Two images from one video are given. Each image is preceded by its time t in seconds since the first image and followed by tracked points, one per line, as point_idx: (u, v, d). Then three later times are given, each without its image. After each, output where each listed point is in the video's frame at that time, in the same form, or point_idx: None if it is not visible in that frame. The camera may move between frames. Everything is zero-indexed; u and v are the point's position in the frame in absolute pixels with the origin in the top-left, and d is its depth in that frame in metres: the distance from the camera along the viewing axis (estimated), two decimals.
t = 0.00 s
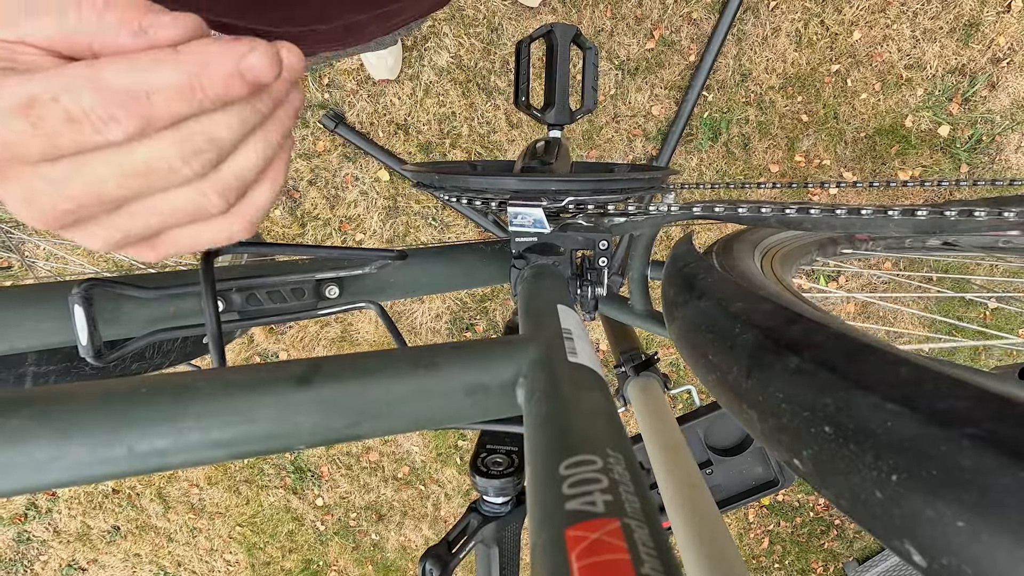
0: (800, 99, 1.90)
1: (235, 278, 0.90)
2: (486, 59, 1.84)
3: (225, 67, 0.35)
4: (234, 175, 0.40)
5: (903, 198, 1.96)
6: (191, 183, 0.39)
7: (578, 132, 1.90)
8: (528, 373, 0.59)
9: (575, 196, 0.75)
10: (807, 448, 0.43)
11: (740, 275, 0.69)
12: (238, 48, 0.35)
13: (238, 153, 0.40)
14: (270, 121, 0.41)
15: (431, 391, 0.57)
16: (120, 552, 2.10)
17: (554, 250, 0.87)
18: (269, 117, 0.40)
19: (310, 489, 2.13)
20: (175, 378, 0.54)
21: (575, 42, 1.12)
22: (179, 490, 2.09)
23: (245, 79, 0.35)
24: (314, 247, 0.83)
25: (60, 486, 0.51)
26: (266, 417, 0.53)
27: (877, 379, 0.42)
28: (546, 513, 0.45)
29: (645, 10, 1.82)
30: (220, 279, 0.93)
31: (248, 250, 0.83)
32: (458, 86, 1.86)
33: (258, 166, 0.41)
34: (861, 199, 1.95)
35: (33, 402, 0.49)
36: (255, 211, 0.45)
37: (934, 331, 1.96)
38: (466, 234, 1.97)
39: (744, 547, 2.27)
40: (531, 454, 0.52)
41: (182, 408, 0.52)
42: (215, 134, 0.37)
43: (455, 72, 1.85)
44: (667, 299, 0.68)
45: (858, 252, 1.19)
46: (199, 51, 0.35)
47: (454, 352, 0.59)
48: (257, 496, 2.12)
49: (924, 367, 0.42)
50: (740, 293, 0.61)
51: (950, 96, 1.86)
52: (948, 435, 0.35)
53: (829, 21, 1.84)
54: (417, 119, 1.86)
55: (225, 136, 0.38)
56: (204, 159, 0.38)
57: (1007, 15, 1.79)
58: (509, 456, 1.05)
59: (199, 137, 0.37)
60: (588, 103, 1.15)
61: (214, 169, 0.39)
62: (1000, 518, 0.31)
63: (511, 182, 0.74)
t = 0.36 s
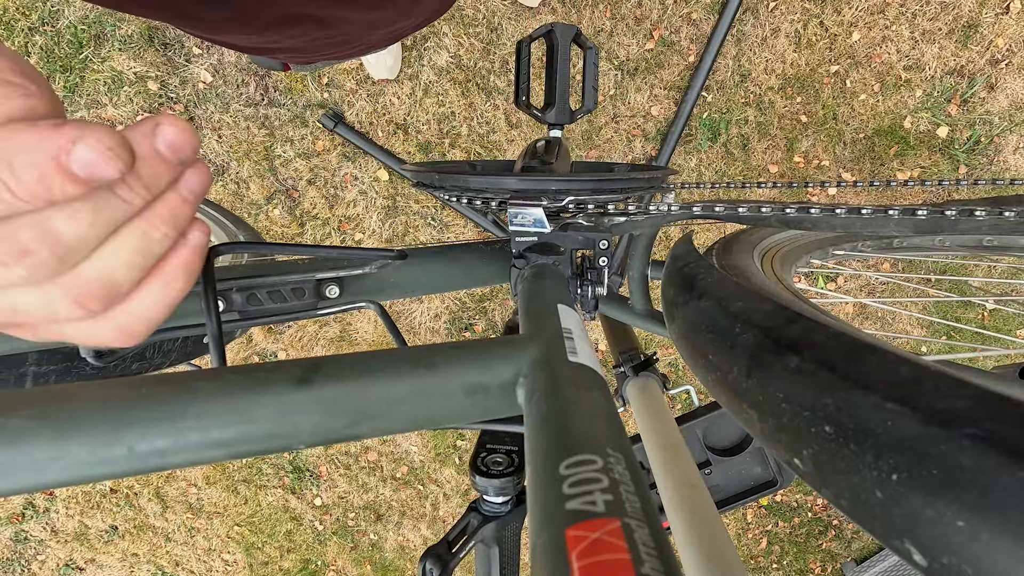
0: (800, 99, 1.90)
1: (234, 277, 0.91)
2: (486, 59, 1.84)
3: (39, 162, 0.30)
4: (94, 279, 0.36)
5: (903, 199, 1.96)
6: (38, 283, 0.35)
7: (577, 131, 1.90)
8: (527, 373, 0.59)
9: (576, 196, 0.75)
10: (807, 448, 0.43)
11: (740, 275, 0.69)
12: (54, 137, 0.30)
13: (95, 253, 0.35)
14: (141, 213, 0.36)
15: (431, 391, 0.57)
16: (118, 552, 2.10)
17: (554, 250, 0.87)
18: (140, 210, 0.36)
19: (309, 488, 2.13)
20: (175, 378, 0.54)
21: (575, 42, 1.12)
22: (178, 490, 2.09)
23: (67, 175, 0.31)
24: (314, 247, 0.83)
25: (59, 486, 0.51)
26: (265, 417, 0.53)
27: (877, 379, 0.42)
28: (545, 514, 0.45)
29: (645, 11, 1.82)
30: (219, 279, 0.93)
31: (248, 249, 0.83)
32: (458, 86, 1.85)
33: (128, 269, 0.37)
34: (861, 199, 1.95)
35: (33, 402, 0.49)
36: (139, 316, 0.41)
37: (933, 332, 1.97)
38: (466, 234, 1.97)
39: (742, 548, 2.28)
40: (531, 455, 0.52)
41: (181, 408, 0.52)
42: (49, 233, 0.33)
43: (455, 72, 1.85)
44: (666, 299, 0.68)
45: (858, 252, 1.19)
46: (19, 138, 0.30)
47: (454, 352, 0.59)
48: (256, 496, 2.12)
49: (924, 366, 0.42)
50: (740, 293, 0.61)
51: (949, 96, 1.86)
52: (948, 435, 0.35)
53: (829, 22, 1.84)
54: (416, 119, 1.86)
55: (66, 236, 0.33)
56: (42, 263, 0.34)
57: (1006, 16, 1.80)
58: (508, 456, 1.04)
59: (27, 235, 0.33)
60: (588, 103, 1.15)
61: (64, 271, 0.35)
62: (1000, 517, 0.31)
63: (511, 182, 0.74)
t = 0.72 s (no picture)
0: (800, 99, 1.90)
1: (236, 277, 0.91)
2: (486, 60, 1.84)
3: None
4: (57, 275, 0.35)
5: (903, 198, 1.96)
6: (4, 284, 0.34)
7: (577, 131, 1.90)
8: (527, 374, 0.59)
9: (576, 196, 0.75)
10: (807, 448, 0.43)
11: (741, 275, 0.69)
12: None
13: (53, 248, 0.34)
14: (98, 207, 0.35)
15: (432, 391, 0.57)
16: (119, 553, 2.10)
17: (554, 250, 0.87)
18: (98, 201, 0.35)
19: (310, 489, 2.13)
20: (175, 378, 0.54)
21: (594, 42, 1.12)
22: (179, 490, 2.09)
23: (11, 175, 0.31)
24: (314, 247, 0.83)
25: (59, 486, 0.51)
26: (266, 417, 0.53)
27: (877, 379, 0.42)
28: (545, 514, 0.45)
29: (645, 11, 1.82)
30: (220, 279, 0.93)
31: (249, 250, 0.83)
32: (458, 86, 1.85)
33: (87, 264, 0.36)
34: (861, 199, 1.95)
35: (33, 402, 0.49)
36: (111, 310, 0.39)
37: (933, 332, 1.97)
38: (466, 234, 1.97)
39: (743, 548, 2.27)
40: (531, 455, 0.52)
41: (181, 409, 0.52)
42: (5, 230, 0.32)
43: (455, 72, 1.85)
44: (667, 299, 0.68)
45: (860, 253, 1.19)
46: None
47: (454, 352, 0.59)
48: (257, 497, 2.12)
49: (924, 367, 0.42)
50: (740, 293, 0.61)
51: (950, 96, 1.86)
52: (949, 435, 0.35)
53: (829, 22, 1.84)
54: (417, 119, 1.86)
55: (25, 232, 0.33)
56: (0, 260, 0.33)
57: (1007, 15, 1.80)
58: (475, 452, 1.05)
59: None
60: (610, 103, 1.15)
61: (22, 268, 0.34)
62: (1000, 517, 0.31)
63: (511, 182, 0.74)
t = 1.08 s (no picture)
0: (800, 99, 1.90)
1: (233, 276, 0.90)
2: (486, 59, 1.84)
3: (6, 244, 0.29)
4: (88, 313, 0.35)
5: (903, 199, 1.96)
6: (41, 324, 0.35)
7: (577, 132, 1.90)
8: (527, 373, 0.59)
9: (575, 196, 0.75)
10: (807, 448, 0.43)
11: (740, 275, 0.69)
12: (16, 218, 0.29)
13: (87, 292, 0.34)
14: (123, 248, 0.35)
15: (432, 391, 0.57)
16: (118, 552, 2.10)
17: (554, 250, 0.87)
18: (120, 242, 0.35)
19: (309, 488, 2.13)
20: (174, 377, 0.54)
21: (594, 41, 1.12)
22: (178, 490, 2.09)
23: (39, 251, 0.30)
24: (314, 247, 0.83)
25: (59, 486, 0.51)
26: (266, 417, 0.53)
27: (877, 379, 0.42)
28: (545, 514, 0.45)
29: (645, 11, 1.82)
30: (220, 279, 0.93)
31: (248, 250, 0.83)
32: (458, 86, 1.85)
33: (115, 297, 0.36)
34: (861, 199, 1.95)
35: (33, 401, 0.49)
36: (145, 331, 0.40)
37: (933, 332, 1.97)
38: (466, 234, 1.98)
39: (742, 548, 2.27)
40: (531, 455, 0.52)
41: (181, 408, 0.52)
42: (40, 288, 0.32)
43: (455, 72, 1.85)
44: (667, 299, 0.68)
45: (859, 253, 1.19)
46: None
47: (454, 352, 0.59)
48: (256, 496, 2.12)
49: (924, 366, 0.42)
50: (740, 293, 0.61)
51: (950, 97, 1.86)
52: (948, 435, 0.35)
53: (829, 22, 1.84)
54: (417, 118, 1.86)
55: (56, 284, 0.32)
56: (36, 312, 0.33)
57: (1007, 16, 1.80)
58: (474, 452, 1.05)
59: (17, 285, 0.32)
60: (611, 103, 1.15)
61: (58, 314, 0.34)
62: (1000, 517, 0.31)
63: (511, 182, 0.74)
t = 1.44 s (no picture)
0: (800, 99, 1.90)
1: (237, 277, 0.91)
2: (486, 60, 1.84)
3: (179, 151, 0.26)
4: (225, 245, 0.33)
5: (903, 199, 1.96)
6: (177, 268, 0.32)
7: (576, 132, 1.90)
8: (527, 373, 0.59)
9: (575, 196, 0.75)
10: (807, 448, 0.43)
11: (740, 275, 0.69)
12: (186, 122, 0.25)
13: (227, 219, 0.32)
14: (250, 171, 0.32)
15: (432, 391, 0.57)
16: (118, 552, 2.10)
17: (554, 250, 0.87)
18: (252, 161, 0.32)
19: (309, 488, 2.13)
20: (175, 377, 0.54)
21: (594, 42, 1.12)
22: (178, 490, 2.09)
23: (208, 158, 0.26)
24: (314, 247, 0.83)
25: (60, 486, 0.51)
26: (266, 416, 0.53)
27: (877, 379, 0.42)
28: (545, 515, 0.45)
29: (645, 11, 1.82)
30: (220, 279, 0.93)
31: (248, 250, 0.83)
32: (458, 86, 1.85)
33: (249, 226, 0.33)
34: (861, 199, 1.95)
35: (34, 402, 0.49)
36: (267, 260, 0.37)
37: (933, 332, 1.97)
38: (466, 234, 1.98)
39: (743, 548, 2.27)
40: (532, 455, 0.52)
41: (181, 408, 0.52)
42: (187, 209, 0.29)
43: (455, 72, 1.85)
44: (667, 299, 0.68)
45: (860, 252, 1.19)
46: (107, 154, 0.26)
47: (454, 352, 0.59)
48: (256, 496, 2.12)
49: (924, 366, 0.42)
50: (740, 293, 0.61)
51: (950, 96, 1.86)
52: (948, 435, 0.35)
53: (829, 22, 1.84)
54: (416, 119, 1.86)
55: (201, 210, 0.30)
56: (184, 242, 0.31)
57: (1007, 16, 1.80)
58: (474, 452, 1.05)
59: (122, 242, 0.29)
60: (611, 102, 1.15)
61: (201, 246, 0.32)
62: (1000, 517, 0.31)
63: (511, 182, 0.74)
